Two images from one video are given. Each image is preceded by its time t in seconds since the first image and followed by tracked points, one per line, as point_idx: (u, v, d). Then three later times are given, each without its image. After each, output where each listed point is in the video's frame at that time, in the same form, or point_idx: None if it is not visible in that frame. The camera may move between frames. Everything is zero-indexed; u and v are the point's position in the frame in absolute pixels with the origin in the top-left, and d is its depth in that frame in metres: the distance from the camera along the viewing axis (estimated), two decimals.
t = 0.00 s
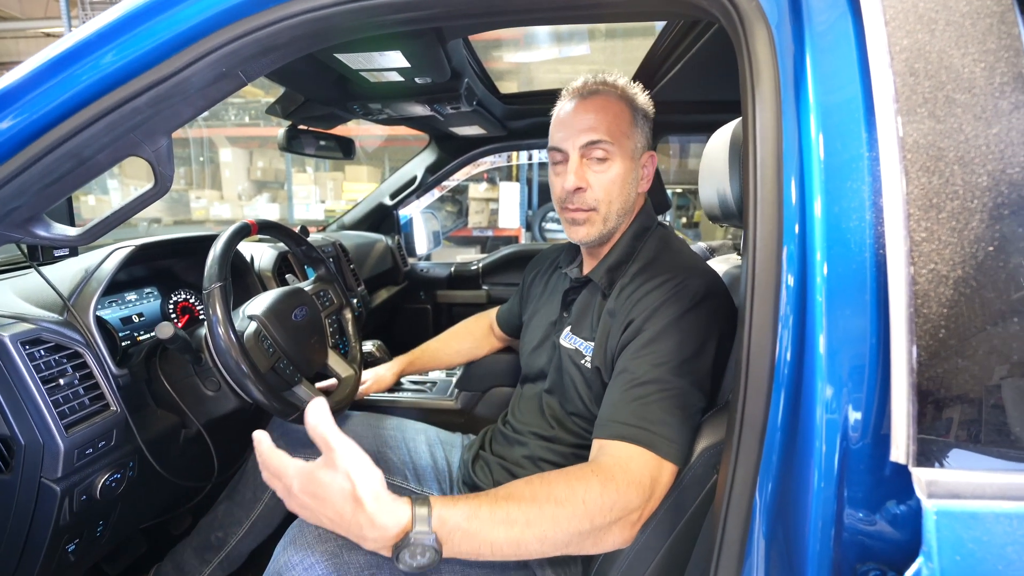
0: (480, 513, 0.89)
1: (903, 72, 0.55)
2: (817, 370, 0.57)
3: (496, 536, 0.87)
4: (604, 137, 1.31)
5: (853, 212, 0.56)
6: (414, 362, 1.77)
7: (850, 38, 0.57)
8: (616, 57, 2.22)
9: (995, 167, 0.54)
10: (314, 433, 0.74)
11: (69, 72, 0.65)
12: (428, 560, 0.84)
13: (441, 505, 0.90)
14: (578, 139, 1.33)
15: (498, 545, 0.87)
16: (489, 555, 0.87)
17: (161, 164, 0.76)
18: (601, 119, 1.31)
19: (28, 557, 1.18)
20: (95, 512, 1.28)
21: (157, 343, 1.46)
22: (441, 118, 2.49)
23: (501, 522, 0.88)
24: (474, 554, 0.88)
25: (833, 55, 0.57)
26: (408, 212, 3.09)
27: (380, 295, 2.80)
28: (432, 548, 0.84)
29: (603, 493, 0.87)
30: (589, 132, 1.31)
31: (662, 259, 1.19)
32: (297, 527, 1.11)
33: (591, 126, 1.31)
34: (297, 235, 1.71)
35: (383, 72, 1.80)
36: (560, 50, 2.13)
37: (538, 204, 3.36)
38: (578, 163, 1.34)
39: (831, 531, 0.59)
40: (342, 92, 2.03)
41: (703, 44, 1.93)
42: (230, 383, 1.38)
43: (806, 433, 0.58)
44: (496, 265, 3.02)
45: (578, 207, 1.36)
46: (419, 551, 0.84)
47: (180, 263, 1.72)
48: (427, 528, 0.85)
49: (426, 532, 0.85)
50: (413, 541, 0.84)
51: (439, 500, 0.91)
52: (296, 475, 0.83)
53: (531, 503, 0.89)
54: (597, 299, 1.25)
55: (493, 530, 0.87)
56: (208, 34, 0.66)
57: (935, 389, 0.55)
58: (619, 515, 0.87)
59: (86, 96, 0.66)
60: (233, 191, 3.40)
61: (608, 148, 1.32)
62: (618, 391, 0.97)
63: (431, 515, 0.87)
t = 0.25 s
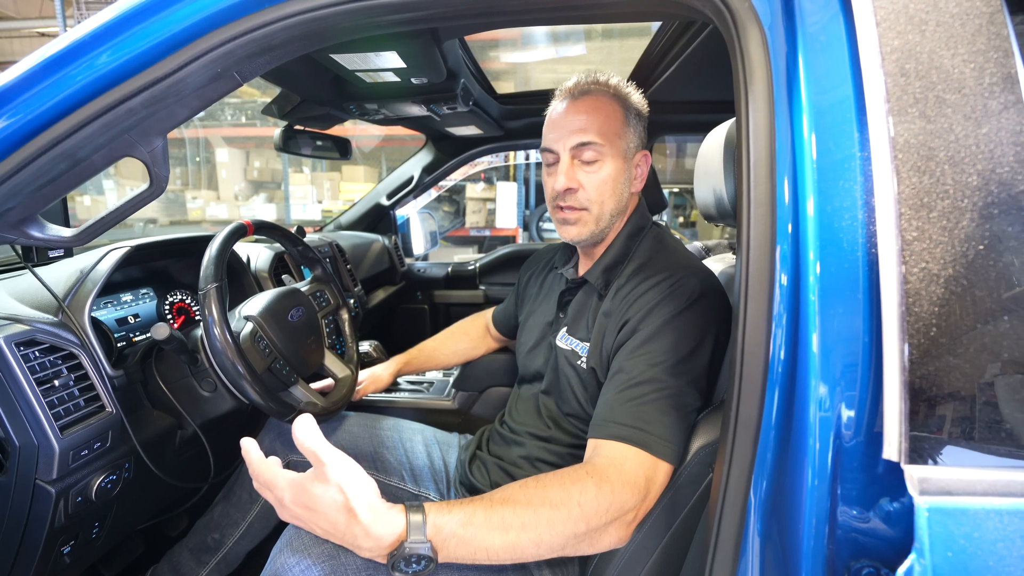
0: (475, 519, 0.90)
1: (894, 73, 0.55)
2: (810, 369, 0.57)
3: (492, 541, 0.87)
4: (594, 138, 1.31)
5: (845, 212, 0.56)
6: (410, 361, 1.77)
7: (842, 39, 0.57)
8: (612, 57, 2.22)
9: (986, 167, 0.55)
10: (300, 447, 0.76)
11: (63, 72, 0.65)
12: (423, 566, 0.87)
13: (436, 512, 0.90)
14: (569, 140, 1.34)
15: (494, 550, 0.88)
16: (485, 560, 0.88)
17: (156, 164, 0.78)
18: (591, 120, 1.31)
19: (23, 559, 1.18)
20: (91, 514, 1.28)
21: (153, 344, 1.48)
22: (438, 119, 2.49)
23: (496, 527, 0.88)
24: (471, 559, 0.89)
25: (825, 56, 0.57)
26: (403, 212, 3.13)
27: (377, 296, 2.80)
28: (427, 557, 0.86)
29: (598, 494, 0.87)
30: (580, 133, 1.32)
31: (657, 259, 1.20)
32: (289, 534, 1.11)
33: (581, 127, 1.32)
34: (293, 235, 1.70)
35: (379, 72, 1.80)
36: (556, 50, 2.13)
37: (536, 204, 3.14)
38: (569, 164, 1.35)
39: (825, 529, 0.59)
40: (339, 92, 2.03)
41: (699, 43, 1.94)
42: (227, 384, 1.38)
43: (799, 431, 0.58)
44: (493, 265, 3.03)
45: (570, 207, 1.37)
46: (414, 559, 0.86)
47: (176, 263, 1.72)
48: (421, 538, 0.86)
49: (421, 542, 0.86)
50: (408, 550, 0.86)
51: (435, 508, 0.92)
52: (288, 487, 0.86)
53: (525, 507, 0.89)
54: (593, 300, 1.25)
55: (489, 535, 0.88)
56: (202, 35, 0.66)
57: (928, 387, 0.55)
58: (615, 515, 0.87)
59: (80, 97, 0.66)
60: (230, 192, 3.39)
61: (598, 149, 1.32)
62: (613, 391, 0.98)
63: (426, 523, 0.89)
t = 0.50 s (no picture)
0: (473, 518, 0.89)
1: (893, 72, 0.55)
2: (810, 368, 0.57)
3: (490, 540, 0.87)
4: (569, 135, 1.35)
5: (844, 211, 0.56)
6: (410, 359, 1.75)
7: (841, 39, 0.57)
8: (612, 57, 2.22)
9: (985, 166, 0.55)
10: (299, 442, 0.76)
11: (61, 72, 0.65)
12: (422, 564, 0.87)
13: (434, 511, 0.90)
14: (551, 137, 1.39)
15: (493, 548, 0.87)
16: (484, 558, 0.88)
17: (155, 165, 0.77)
18: (569, 118, 1.35)
19: (23, 560, 1.18)
20: (90, 515, 1.28)
21: (152, 345, 1.48)
22: (437, 119, 2.49)
23: (495, 526, 0.88)
24: (469, 558, 0.89)
25: (824, 55, 0.57)
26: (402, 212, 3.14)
27: (376, 296, 2.80)
28: (426, 555, 0.86)
29: (596, 494, 0.87)
30: (555, 131, 1.37)
31: (657, 259, 1.20)
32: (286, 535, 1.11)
33: (560, 125, 1.37)
34: (292, 235, 1.70)
35: (379, 72, 1.80)
36: (556, 50, 2.13)
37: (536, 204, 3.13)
38: (550, 159, 1.41)
39: (825, 528, 0.59)
40: (338, 92, 2.03)
41: (698, 43, 1.94)
42: (226, 384, 1.38)
43: (799, 430, 0.58)
44: (493, 265, 3.03)
45: (550, 200, 1.43)
46: (413, 558, 0.86)
47: (175, 264, 1.72)
48: (421, 536, 0.86)
49: (420, 539, 0.86)
50: (408, 549, 0.86)
51: (434, 506, 0.91)
52: (288, 485, 0.86)
53: (525, 506, 0.89)
54: (592, 300, 1.25)
55: (487, 534, 0.88)
56: (200, 34, 0.66)
57: (927, 386, 0.55)
58: (614, 515, 0.87)
59: (78, 97, 0.66)
60: (229, 193, 3.37)
61: (574, 147, 1.35)
62: (613, 391, 0.98)
63: (425, 521, 0.88)
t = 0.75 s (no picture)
0: (477, 517, 0.89)
1: (897, 72, 0.55)
2: (813, 368, 0.57)
3: (493, 539, 0.87)
4: (581, 131, 1.36)
5: (847, 211, 0.56)
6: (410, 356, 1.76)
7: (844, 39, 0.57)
8: (613, 56, 2.22)
9: (988, 166, 0.55)
10: (299, 444, 0.76)
11: (65, 72, 0.65)
12: (426, 564, 0.87)
13: (437, 510, 0.90)
14: (561, 132, 1.41)
15: (496, 547, 0.88)
16: (488, 557, 0.88)
17: (157, 164, 0.77)
18: (581, 114, 1.36)
19: (25, 559, 1.18)
20: (93, 514, 1.28)
21: (155, 344, 1.48)
22: (438, 118, 2.49)
23: (498, 525, 0.88)
24: (473, 557, 0.89)
25: (827, 55, 0.57)
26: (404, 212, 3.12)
27: (377, 295, 2.80)
28: (429, 553, 0.86)
29: (600, 492, 0.87)
30: (566, 126, 1.39)
31: (659, 258, 1.20)
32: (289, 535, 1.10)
33: (572, 121, 1.38)
34: (294, 235, 1.71)
35: (380, 72, 1.80)
36: (557, 49, 2.13)
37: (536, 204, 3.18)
38: (560, 155, 1.42)
39: (828, 528, 0.59)
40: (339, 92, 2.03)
41: (699, 43, 1.94)
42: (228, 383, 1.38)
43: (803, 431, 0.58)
44: (494, 265, 3.03)
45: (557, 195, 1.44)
46: (416, 557, 0.86)
47: (176, 264, 1.72)
48: (424, 536, 0.86)
49: (423, 539, 0.86)
50: (411, 548, 0.86)
51: (437, 506, 0.92)
52: (290, 487, 0.86)
53: (527, 505, 0.89)
54: (595, 298, 1.25)
55: (491, 533, 0.88)
56: (204, 34, 0.66)
57: (931, 386, 0.55)
58: (617, 513, 0.87)
59: (82, 97, 0.66)
60: (230, 193, 3.37)
61: (584, 142, 1.36)
62: (615, 390, 0.98)
63: (428, 520, 0.88)
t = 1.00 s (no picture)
0: (478, 519, 0.89)
1: (897, 72, 0.55)
2: (814, 368, 0.57)
3: (496, 540, 0.88)
4: (623, 133, 1.31)
5: (848, 210, 0.56)
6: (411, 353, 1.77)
7: (845, 39, 0.57)
8: (613, 56, 2.22)
9: (989, 165, 0.55)
10: (290, 455, 0.75)
11: (66, 72, 0.65)
12: (429, 566, 0.87)
13: (439, 513, 0.90)
14: (597, 131, 1.33)
15: (498, 549, 0.88)
16: (490, 558, 0.88)
17: (158, 164, 0.77)
18: (622, 115, 1.31)
19: (27, 559, 1.18)
20: (94, 514, 1.28)
21: (156, 344, 1.47)
22: (439, 118, 2.49)
23: (500, 526, 0.88)
24: (475, 558, 0.89)
25: (827, 55, 0.57)
26: (404, 212, 3.14)
27: (378, 295, 2.80)
28: (431, 557, 0.86)
29: (601, 491, 0.87)
30: (609, 127, 1.31)
31: (660, 258, 1.20)
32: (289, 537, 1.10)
33: (611, 121, 1.31)
34: (295, 235, 1.71)
35: (381, 72, 1.80)
36: (557, 50, 2.13)
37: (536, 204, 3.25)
38: (594, 156, 1.34)
39: (829, 527, 0.59)
40: (339, 92, 2.03)
41: (699, 43, 1.94)
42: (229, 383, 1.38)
43: (804, 430, 0.58)
44: (494, 264, 3.03)
45: (587, 198, 1.37)
46: (419, 560, 0.87)
47: (177, 264, 1.72)
48: (426, 540, 0.86)
49: (426, 543, 0.86)
50: (413, 552, 0.86)
51: (438, 508, 0.91)
52: (289, 497, 0.86)
53: (529, 506, 0.89)
54: (597, 296, 1.26)
55: (493, 534, 0.88)
56: (205, 35, 0.66)
57: (931, 385, 0.55)
58: (618, 512, 0.88)
59: (83, 97, 0.66)
60: (230, 192, 3.36)
61: (625, 146, 1.33)
62: (616, 389, 0.98)
63: (430, 523, 0.88)
